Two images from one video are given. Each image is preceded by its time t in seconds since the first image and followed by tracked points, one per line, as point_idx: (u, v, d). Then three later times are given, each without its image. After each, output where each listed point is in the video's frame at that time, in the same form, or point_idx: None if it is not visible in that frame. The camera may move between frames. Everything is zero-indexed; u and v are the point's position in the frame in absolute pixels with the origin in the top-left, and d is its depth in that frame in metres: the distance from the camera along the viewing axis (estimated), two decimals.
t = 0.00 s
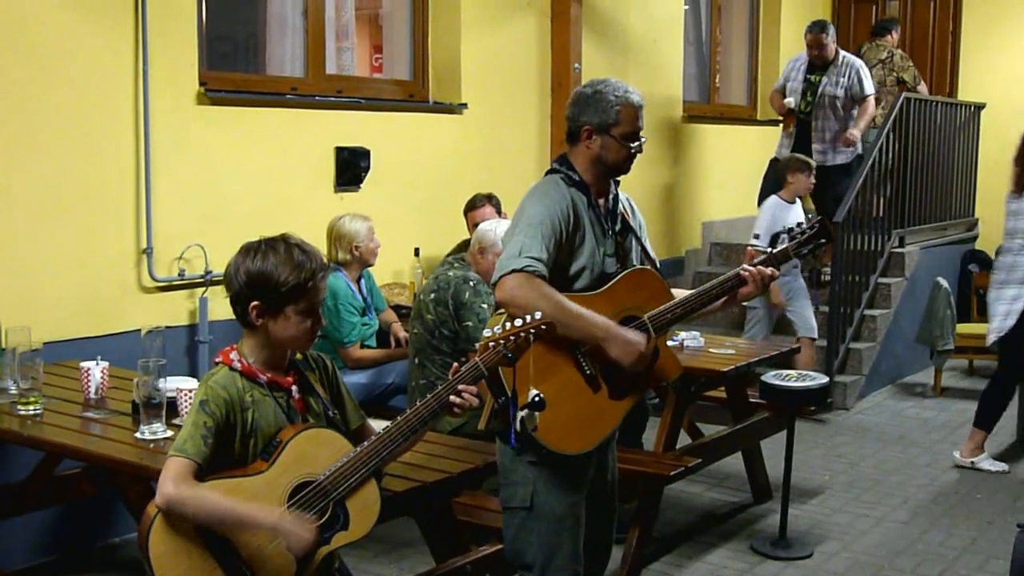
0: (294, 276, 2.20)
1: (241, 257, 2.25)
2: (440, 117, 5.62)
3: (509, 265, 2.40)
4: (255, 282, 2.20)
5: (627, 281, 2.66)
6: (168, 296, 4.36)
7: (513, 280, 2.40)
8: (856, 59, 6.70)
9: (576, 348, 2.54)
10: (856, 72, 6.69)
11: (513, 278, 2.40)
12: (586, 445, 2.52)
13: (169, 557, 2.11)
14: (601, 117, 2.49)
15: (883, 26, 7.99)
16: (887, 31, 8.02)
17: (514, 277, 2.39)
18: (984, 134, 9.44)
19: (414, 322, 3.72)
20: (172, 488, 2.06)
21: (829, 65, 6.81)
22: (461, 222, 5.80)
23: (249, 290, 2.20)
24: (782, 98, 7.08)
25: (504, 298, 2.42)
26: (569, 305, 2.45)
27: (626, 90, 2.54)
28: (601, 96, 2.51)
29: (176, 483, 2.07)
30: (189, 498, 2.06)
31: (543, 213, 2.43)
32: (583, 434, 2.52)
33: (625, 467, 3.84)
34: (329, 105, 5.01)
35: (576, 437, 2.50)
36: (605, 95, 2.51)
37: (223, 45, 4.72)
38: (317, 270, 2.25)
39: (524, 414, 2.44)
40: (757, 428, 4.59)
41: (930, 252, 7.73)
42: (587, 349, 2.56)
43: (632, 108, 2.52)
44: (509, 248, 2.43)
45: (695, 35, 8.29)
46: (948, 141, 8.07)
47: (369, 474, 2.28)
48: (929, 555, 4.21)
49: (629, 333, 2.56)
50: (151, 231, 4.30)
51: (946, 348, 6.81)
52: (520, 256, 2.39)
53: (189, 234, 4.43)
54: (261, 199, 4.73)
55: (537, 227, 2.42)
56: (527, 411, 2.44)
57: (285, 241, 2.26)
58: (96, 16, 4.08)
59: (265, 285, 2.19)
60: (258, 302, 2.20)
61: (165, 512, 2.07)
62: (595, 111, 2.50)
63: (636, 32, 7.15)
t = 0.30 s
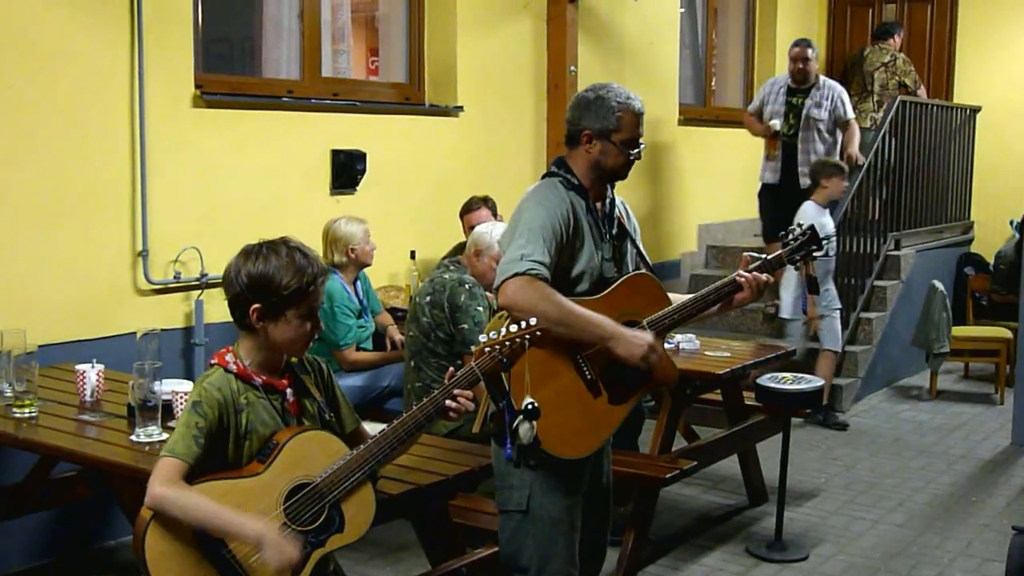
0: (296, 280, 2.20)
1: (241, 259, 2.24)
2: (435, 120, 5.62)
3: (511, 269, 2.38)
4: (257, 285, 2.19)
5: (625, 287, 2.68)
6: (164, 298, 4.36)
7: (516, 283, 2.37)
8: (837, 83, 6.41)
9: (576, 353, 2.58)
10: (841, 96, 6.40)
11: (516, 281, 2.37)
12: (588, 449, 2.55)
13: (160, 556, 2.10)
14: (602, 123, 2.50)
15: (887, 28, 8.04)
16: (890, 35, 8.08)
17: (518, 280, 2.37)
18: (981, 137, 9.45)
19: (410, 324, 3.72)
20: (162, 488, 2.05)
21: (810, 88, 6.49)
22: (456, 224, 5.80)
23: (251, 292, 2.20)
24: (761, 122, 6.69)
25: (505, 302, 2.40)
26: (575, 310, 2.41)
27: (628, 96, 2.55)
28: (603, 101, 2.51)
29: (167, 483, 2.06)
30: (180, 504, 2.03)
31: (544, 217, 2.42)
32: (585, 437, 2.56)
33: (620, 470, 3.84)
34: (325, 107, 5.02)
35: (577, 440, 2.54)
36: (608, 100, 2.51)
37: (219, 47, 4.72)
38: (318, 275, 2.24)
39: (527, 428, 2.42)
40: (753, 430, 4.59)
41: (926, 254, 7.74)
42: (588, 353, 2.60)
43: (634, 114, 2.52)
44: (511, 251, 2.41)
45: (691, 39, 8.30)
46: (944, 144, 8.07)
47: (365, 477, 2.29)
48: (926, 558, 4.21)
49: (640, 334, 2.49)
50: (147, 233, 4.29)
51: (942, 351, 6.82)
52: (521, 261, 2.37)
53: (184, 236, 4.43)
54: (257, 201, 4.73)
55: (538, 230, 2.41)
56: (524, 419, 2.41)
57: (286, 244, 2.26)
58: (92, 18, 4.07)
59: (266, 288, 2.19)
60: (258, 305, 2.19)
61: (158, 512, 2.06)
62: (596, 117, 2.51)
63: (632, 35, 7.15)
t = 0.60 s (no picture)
0: (292, 282, 2.20)
1: (238, 262, 2.24)
2: (433, 121, 5.62)
3: (521, 268, 2.36)
4: (253, 287, 2.19)
5: (632, 285, 2.65)
6: (161, 301, 4.36)
7: (526, 282, 2.36)
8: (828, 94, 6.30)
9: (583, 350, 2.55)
10: (831, 107, 6.27)
11: (527, 280, 2.36)
12: (590, 452, 2.53)
13: (157, 557, 2.09)
14: (604, 123, 2.50)
15: (886, 30, 8.07)
16: (889, 36, 8.08)
17: (530, 278, 2.36)
18: (979, 138, 9.45)
19: (407, 326, 3.72)
20: (157, 489, 2.05)
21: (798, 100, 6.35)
22: (453, 226, 5.80)
23: (248, 295, 2.20)
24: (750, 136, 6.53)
25: (517, 303, 2.39)
26: (584, 300, 2.41)
27: (628, 97, 2.54)
28: (604, 102, 2.51)
29: (165, 483, 2.05)
30: (182, 495, 2.03)
31: (548, 217, 2.42)
32: (589, 439, 2.53)
33: (617, 471, 3.84)
34: (322, 109, 5.02)
35: (582, 439, 2.51)
36: (609, 102, 2.50)
37: (216, 50, 4.72)
38: (314, 276, 2.24)
39: (528, 431, 2.41)
40: (750, 431, 4.60)
41: (923, 255, 7.74)
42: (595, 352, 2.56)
43: (634, 115, 2.52)
44: (518, 250, 2.39)
45: (688, 40, 8.29)
46: (941, 145, 8.08)
47: (361, 479, 2.28)
48: (923, 559, 4.21)
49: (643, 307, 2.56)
50: (144, 236, 4.29)
51: (939, 352, 6.82)
52: (532, 260, 2.36)
53: (181, 238, 4.43)
54: (253, 203, 4.73)
55: (544, 231, 2.40)
56: (527, 424, 2.40)
57: (282, 246, 2.26)
58: (89, 21, 4.08)
59: (263, 290, 2.19)
60: (255, 307, 2.19)
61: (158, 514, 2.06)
62: (598, 118, 2.50)
63: (628, 36, 7.15)
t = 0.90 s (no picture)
0: (288, 282, 2.20)
1: (235, 262, 2.25)
2: (430, 123, 5.62)
3: (534, 269, 2.34)
4: (249, 288, 2.20)
5: (634, 285, 2.66)
6: (158, 302, 4.35)
7: (540, 283, 2.34)
8: (822, 115, 6.26)
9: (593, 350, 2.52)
10: (825, 127, 6.22)
11: (541, 281, 2.33)
12: (600, 451, 2.51)
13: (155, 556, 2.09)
14: (606, 123, 2.50)
15: (884, 32, 8.13)
16: (887, 38, 8.16)
17: (545, 279, 2.33)
18: (977, 139, 9.46)
19: (404, 327, 3.72)
20: (162, 491, 2.04)
21: (792, 118, 6.29)
22: (451, 228, 5.80)
23: (244, 296, 2.20)
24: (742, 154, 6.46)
25: (531, 304, 2.35)
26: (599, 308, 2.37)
27: (624, 96, 2.55)
28: (603, 102, 2.51)
29: (166, 485, 2.05)
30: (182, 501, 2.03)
31: (554, 218, 2.40)
32: (599, 439, 2.51)
33: (616, 472, 3.85)
34: (320, 111, 5.02)
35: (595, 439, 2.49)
36: (607, 101, 2.51)
37: (214, 51, 4.72)
38: (312, 276, 2.25)
39: (520, 426, 2.46)
40: (748, 433, 4.60)
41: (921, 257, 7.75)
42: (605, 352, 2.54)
43: (631, 114, 2.53)
44: (530, 251, 2.37)
45: (686, 41, 8.30)
46: (939, 147, 8.08)
47: (360, 480, 2.29)
48: (921, 560, 4.21)
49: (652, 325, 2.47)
50: (141, 238, 4.29)
51: (936, 353, 6.83)
52: (548, 260, 2.34)
53: (179, 240, 4.43)
54: (251, 204, 4.72)
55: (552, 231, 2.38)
56: (523, 420, 2.45)
57: (279, 247, 2.26)
58: (86, 23, 4.08)
59: (260, 290, 2.19)
60: (251, 308, 2.20)
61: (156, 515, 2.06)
62: (598, 118, 2.50)
63: (626, 37, 7.15)
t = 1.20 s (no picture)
0: (290, 280, 2.20)
1: (237, 262, 2.24)
2: (429, 122, 5.62)
3: (540, 278, 2.32)
4: (252, 287, 2.19)
5: (634, 282, 2.63)
6: (157, 301, 4.35)
7: (546, 291, 2.32)
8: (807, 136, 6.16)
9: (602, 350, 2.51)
10: (813, 148, 6.15)
11: (545, 291, 2.32)
12: (609, 452, 2.49)
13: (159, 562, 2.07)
14: (591, 119, 2.47)
15: (881, 32, 8.14)
16: (885, 38, 8.16)
17: (551, 286, 2.32)
18: (975, 139, 9.46)
19: (403, 326, 3.72)
20: (169, 491, 2.04)
21: (778, 140, 6.18)
22: (449, 227, 5.80)
23: (247, 294, 2.20)
24: (725, 179, 6.29)
25: (537, 312, 2.34)
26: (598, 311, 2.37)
27: (607, 90, 2.52)
28: (586, 99, 2.48)
29: (170, 488, 2.05)
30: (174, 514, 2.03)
31: (552, 221, 2.39)
32: (609, 439, 2.50)
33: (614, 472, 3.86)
34: (319, 110, 5.02)
35: (607, 440, 2.49)
36: (590, 98, 2.48)
37: (213, 50, 4.72)
38: (314, 274, 2.24)
39: (521, 425, 2.44)
40: (746, 433, 4.60)
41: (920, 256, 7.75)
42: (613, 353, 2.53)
43: (615, 107, 2.51)
44: (533, 259, 2.35)
45: (685, 40, 8.29)
46: (937, 147, 8.08)
47: (361, 478, 2.29)
48: (919, 560, 4.21)
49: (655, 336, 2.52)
50: (140, 237, 4.29)
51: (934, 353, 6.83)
52: (553, 267, 2.33)
53: (178, 239, 4.43)
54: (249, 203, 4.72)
55: (551, 235, 2.38)
56: (523, 420, 2.45)
57: (282, 246, 2.26)
58: (85, 21, 4.08)
59: (263, 289, 2.19)
60: (254, 307, 2.19)
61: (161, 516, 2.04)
62: (583, 115, 2.48)
63: (624, 37, 7.14)
